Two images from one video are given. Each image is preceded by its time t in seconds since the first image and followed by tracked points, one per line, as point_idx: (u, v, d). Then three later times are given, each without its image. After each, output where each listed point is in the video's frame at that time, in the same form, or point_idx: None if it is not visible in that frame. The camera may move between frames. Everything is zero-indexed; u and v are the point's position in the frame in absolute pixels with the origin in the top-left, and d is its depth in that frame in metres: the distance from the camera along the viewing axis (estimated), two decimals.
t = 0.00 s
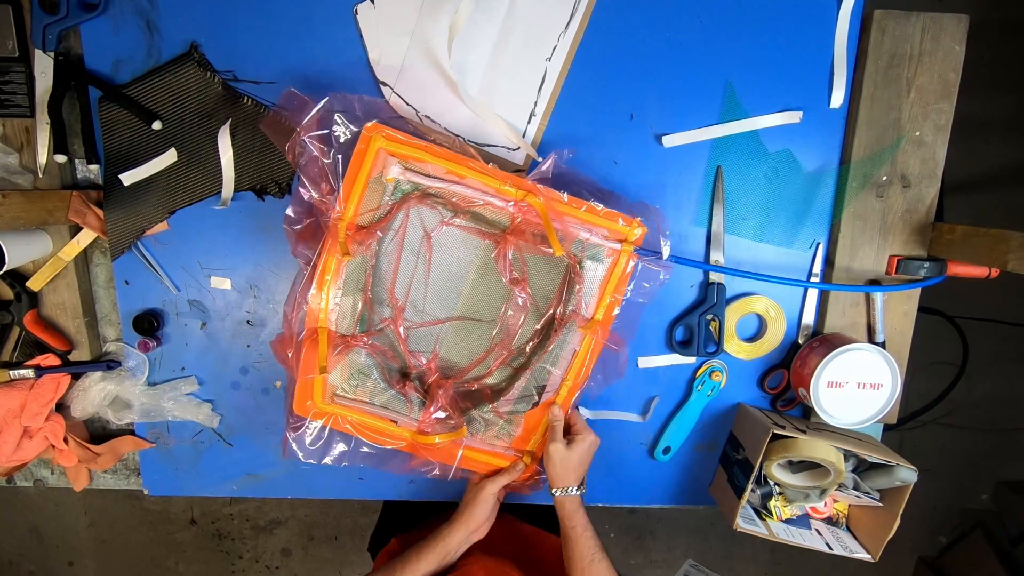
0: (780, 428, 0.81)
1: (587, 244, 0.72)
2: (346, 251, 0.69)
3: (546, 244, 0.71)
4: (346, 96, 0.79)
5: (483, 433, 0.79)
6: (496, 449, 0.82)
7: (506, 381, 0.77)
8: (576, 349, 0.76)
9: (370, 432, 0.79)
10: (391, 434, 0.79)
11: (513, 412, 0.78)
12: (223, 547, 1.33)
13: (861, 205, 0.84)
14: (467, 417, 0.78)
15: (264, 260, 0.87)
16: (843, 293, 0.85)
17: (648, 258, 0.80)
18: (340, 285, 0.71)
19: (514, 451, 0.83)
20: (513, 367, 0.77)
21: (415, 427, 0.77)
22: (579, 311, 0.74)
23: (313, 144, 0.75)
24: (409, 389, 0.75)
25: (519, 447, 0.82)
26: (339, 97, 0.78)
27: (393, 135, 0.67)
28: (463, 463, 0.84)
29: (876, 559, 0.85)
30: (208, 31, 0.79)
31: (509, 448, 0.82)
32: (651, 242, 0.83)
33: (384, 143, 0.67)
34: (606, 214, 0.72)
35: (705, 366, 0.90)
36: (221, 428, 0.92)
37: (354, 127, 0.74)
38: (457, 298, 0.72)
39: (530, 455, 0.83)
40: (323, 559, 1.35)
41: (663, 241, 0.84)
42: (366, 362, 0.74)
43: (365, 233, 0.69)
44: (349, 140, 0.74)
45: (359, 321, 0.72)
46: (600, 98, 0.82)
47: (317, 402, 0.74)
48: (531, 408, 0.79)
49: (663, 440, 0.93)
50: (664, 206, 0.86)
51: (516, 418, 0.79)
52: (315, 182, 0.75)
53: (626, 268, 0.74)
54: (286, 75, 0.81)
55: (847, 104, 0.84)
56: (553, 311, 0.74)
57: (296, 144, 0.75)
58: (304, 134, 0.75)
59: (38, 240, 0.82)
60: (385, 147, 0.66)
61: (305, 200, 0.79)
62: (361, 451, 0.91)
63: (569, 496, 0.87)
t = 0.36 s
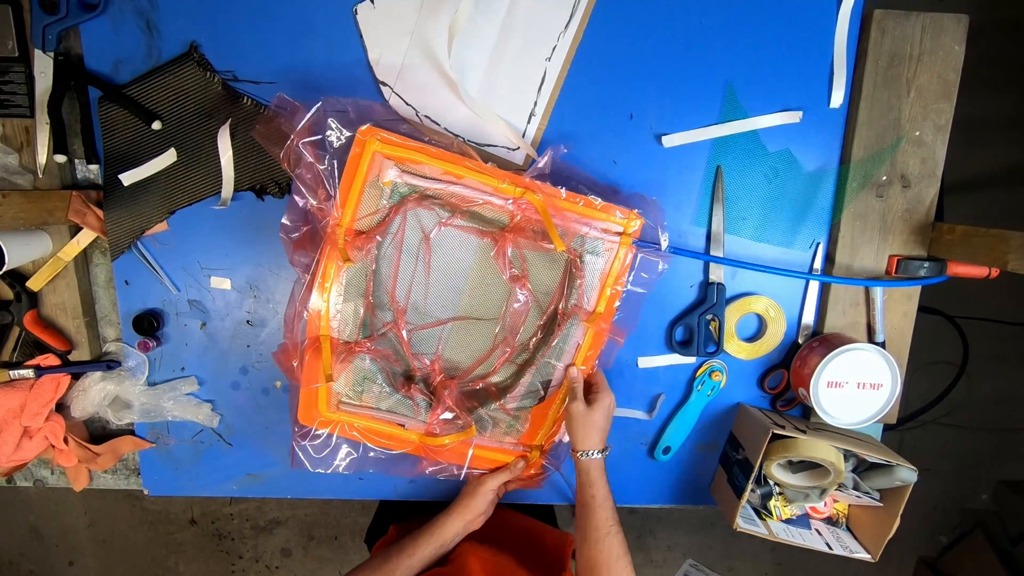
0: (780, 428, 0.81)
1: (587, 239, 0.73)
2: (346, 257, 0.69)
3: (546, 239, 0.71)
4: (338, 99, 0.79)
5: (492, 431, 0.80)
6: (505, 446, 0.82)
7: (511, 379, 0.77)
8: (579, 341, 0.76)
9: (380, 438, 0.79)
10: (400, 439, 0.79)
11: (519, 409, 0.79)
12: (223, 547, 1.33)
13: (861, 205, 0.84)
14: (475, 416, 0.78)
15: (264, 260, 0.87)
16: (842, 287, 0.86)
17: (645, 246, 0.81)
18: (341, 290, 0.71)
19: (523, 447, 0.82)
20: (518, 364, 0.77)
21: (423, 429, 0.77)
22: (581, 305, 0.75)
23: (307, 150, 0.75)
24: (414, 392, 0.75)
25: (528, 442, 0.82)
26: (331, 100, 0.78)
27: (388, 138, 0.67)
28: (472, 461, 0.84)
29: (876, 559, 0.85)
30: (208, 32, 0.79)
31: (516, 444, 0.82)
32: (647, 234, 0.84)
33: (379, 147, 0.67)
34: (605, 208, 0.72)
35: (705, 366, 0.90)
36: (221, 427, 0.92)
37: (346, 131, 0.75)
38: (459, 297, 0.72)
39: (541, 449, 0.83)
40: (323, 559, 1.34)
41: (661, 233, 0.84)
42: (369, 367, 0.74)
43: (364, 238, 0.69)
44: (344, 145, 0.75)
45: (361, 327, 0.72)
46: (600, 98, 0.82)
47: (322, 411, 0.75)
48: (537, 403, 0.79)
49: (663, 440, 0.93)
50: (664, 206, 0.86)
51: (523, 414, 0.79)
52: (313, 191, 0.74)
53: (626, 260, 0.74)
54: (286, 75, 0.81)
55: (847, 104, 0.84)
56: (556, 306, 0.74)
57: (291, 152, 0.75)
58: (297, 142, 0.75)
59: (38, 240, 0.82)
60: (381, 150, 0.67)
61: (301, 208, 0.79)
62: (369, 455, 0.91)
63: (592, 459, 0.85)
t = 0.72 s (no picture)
0: (780, 428, 0.81)
1: (588, 238, 0.73)
2: (347, 257, 0.69)
3: (546, 237, 0.72)
4: (338, 99, 0.79)
5: (492, 429, 0.79)
6: (506, 445, 0.82)
7: (512, 378, 0.77)
8: (579, 339, 0.76)
9: (381, 437, 0.80)
10: (401, 438, 0.79)
11: (520, 408, 0.78)
12: (223, 547, 1.33)
13: (861, 204, 0.84)
14: (475, 415, 0.78)
15: (264, 260, 0.87)
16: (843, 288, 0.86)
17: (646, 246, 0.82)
18: (343, 289, 0.71)
19: (523, 445, 0.82)
20: (519, 363, 0.76)
21: (425, 428, 0.77)
22: (582, 304, 0.75)
23: (308, 149, 0.74)
24: (415, 392, 0.75)
25: (529, 441, 0.81)
26: (331, 100, 0.78)
27: (390, 137, 0.67)
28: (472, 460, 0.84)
29: (876, 559, 0.85)
30: (208, 32, 0.79)
31: (517, 442, 0.81)
32: (648, 233, 0.84)
33: (380, 145, 0.67)
34: (606, 206, 0.72)
35: (705, 366, 0.90)
36: (221, 427, 0.92)
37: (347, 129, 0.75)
38: (459, 297, 0.72)
39: (542, 447, 0.82)
40: (323, 559, 1.34)
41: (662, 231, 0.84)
42: (370, 367, 0.73)
43: (365, 237, 0.69)
44: (345, 143, 0.75)
45: (363, 326, 0.73)
46: (600, 98, 0.82)
47: (323, 411, 0.75)
48: (538, 402, 0.79)
49: (663, 440, 0.93)
50: (664, 206, 0.86)
51: (523, 412, 0.79)
52: (314, 190, 0.74)
53: (626, 259, 0.74)
54: (286, 75, 0.81)
55: (847, 104, 0.84)
56: (557, 305, 0.74)
57: (291, 151, 0.75)
58: (297, 140, 0.75)
59: (38, 240, 0.83)
60: (382, 148, 0.67)
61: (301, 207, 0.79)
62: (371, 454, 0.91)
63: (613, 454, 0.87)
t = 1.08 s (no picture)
0: (780, 428, 0.81)
1: (598, 251, 0.74)
2: (358, 251, 0.70)
3: (557, 247, 0.72)
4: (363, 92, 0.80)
5: (487, 433, 0.83)
6: (498, 450, 0.85)
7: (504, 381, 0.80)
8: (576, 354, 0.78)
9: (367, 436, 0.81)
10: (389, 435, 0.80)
11: (515, 413, 0.81)
12: (223, 547, 1.33)
13: (861, 204, 0.84)
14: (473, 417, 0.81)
15: (264, 260, 0.87)
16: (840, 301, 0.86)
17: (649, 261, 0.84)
18: (349, 284, 0.72)
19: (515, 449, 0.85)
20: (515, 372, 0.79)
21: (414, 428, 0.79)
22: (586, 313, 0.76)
23: (327, 139, 0.78)
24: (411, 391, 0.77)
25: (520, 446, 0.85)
26: (357, 91, 0.80)
27: (411, 134, 0.67)
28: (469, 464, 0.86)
29: (876, 559, 0.85)
30: (208, 31, 0.79)
31: (510, 447, 0.85)
32: (656, 249, 0.86)
33: (401, 141, 0.67)
34: (618, 221, 0.72)
35: (705, 366, 0.90)
36: (221, 427, 0.92)
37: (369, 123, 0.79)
38: (462, 300, 0.72)
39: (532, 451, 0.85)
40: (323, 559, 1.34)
41: (669, 248, 0.86)
42: (370, 364, 0.75)
43: (377, 233, 0.70)
44: (365, 137, 0.78)
45: (366, 322, 0.74)
46: (600, 98, 0.82)
47: (316, 406, 0.77)
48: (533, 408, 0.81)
49: (663, 440, 0.93)
50: (664, 206, 0.86)
51: (518, 418, 0.82)
52: (331, 178, 0.78)
53: (631, 273, 0.74)
54: (286, 75, 0.81)
55: (847, 104, 0.84)
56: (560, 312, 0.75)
57: (311, 138, 0.78)
58: (318, 127, 0.78)
59: (38, 240, 0.83)
60: (403, 144, 0.66)
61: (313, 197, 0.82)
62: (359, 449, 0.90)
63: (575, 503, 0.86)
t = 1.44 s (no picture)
0: (780, 428, 0.81)
1: (606, 264, 0.73)
2: (365, 248, 0.69)
3: (564, 258, 0.73)
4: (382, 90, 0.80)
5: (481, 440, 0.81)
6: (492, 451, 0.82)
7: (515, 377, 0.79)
8: (582, 363, 0.77)
9: (367, 430, 0.79)
10: (389, 434, 0.79)
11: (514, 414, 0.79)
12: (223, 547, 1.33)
13: (861, 205, 0.84)
14: (468, 420, 0.81)
15: (264, 260, 0.87)
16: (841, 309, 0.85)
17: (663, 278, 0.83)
18: (356, 279, 0.71)
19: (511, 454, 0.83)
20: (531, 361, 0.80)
21: (416, 427, 0.78)
22: (589, 328, 0.75)
23: (344, 136, 0.77)
24: (411, 389, 0.77)
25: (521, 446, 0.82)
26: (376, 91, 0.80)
27: (425, 136, 0.66)
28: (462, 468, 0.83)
29: (876, 559, 0.85)
30: (208, 31, 0.79)
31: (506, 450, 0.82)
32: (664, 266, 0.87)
33: (415, 142, 0.66)
34: (628, 236, 0.71)
35: (705, 366, 0.90)
36: (221, 428, 0.92)
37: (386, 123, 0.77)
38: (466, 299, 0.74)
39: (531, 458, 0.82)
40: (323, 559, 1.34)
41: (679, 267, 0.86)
42: (372, 359, 0.76)
43: (386, 231, 0.70)
44: (380, 136, 0.76)
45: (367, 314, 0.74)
46: (600, 98, 0.82)
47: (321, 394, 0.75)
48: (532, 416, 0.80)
49: (663, 440, 0.93)
50: (664, 206, 0.86)
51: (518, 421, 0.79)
52: (342, 177, 0.76)
53: (640, 289, 0.74)
54: (286, 75, 0.81)
55: (847, 104, 0.84)
56: (564, 325, 0.77)
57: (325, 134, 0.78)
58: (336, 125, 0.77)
59: (38, 240, 0.82)
60: (416, 146, 0.66)
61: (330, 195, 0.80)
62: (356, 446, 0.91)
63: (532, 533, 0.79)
